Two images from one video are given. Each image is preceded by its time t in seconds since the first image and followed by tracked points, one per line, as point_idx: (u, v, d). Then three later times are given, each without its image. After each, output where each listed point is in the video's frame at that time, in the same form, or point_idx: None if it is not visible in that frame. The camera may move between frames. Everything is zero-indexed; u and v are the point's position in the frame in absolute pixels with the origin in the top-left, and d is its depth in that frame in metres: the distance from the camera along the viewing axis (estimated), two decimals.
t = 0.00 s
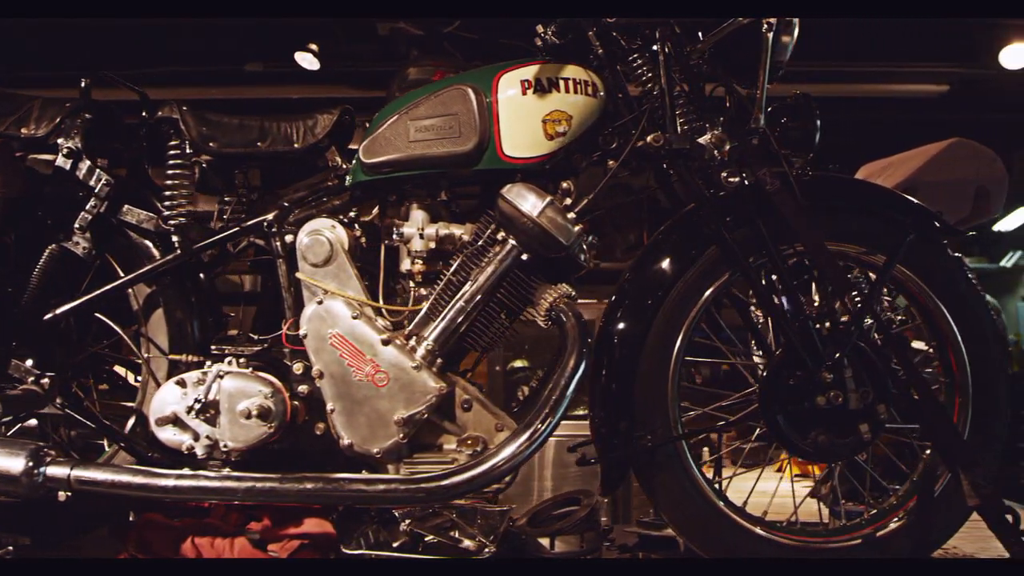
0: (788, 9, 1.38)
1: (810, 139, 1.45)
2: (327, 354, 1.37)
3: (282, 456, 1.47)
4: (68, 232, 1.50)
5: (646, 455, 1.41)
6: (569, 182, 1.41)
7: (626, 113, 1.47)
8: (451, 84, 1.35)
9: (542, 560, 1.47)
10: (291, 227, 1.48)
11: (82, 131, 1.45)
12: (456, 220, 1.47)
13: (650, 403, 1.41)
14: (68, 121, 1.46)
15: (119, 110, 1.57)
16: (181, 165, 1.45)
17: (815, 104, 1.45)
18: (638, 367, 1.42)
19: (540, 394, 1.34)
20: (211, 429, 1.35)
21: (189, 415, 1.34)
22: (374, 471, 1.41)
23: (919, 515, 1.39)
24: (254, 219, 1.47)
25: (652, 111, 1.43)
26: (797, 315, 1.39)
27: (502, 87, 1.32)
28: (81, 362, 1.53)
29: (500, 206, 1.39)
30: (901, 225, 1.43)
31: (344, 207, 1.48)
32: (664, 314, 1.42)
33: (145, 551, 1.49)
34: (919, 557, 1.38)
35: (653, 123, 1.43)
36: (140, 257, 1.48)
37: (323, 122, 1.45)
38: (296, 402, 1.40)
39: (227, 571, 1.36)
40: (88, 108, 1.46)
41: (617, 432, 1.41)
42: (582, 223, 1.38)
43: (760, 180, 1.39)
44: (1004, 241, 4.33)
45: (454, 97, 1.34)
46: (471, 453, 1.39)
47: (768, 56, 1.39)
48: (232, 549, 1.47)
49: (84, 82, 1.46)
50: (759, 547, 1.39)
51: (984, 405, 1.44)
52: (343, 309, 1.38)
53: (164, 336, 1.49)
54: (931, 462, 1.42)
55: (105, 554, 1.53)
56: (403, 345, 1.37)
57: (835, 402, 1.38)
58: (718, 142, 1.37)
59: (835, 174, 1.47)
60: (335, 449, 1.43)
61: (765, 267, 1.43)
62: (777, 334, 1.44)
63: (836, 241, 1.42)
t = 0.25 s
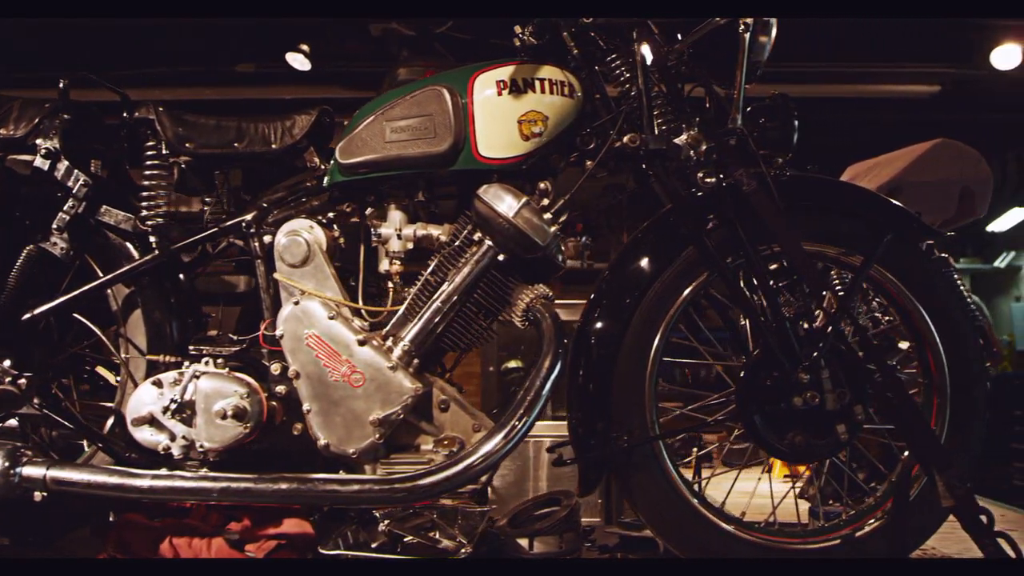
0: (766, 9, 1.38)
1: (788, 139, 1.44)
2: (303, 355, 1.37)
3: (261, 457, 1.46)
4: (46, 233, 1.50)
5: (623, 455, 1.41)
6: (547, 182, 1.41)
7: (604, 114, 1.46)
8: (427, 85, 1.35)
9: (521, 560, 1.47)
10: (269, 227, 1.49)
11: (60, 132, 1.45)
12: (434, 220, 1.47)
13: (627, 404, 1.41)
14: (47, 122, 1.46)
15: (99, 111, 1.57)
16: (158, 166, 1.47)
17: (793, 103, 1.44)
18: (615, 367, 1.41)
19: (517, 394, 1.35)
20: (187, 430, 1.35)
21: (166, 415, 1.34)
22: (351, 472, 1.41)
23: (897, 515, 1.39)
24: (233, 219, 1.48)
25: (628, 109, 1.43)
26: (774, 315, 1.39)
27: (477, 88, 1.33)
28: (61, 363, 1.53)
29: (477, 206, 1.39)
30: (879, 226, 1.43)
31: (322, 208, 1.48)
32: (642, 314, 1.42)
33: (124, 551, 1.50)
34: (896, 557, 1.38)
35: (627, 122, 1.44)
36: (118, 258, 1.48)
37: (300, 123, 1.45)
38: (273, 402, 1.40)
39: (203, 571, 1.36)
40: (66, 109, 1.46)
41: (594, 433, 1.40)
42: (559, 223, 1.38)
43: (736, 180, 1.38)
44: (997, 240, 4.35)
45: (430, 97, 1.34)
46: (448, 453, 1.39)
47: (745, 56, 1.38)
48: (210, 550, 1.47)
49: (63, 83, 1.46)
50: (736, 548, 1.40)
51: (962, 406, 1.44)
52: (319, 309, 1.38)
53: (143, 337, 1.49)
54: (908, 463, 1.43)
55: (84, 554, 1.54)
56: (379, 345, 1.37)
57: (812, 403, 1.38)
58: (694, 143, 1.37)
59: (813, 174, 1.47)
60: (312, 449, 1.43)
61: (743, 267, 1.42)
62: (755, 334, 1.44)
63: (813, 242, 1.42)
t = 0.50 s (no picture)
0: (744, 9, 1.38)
1: (766, 139, 1.44)
2: (279, 355, 1.37)
3: (238, 457, 1.47)
4: (24, 233, 1.51)
5: (600, 456, 1.41)
6: (524, 182, 1.42)
7: (582, 114, 1.46)
8: (403, 85, 1.35)
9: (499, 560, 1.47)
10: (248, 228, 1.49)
11: (39, 132, 1.45)
12: (412, 221, 1.48)
13: (604, 404, 1.41)
14: (25, 123, 1.46)
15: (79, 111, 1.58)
16: (134, 166, 1.47)
17: (771, 103, 1.44)
18: (593, 367, 1.41)
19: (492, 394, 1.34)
20: (163, 430, 1.35)
21: (142, 415, 1.35)
22: (328, 472, 1.41)
23: (876, 516, 1.38)
24: (211, 220, 1.48)
25: (605, 109, 1.43)
26: (750, 316, 1.38)
27: (453, 89, 1.33)
28: (40, 363, 1.54)
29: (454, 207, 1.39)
30: (857, 225, 1.43)
31: (301, 208, 1.49)
32: (619, 315, 1.42)
33: (103, 551, 1.52)
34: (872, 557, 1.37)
35: (603, 122, 1.44)
36: (97, 258, 1.49)
37: (278, 123, 1.45)
38: (251, 402, 1.40)
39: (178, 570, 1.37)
40: (44, 109, 1.47)
41: (571, 433, 1.40)
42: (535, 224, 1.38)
43: (712, 180, 1.38)
44: (992, 241, 4.39)
45: (406, 98, 1.34)
46: (425, 453, 1.39)
47: (722, 55, 1.38)
48: (186, 550, 1.48)
49: (40, 83, 1.46)
50: (714, 548, 1.39)
51: (940, 406, 1.44)
52: (296, 310, 1.38)
53: (122, 338, 1.48)
54: (887, 465, 1.41)
55: (64, 554, 1.54)
56: (355, 345, 1.37)
57: (789, 404, 1.37)
58: (670, 143, 1.37)
59: (791, 175, 1.47)
60: (289, 449, 1.43)
61: (720, 267, 1.42)
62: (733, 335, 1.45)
63: (791, 241, 1.42)
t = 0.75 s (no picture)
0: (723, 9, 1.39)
1: (744, 139, 1.44)
2: (256, 355, 1.37)
3: (216, 457, 1.47)
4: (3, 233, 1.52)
5: (577, 456, 1.40)
6: (502, 182, 1.42)
7: (561, 114, 1.46)
8: (379, 86, 1.35)
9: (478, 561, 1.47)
10: (227, 228, 1.49)
11: (18, 133, 1.48)
12: (391, 221, 1.48)
13: (582, 404, 1.40)
14: (5, 123, 1.48)
15: (60, 111, 1.59)
16: (111, 166, 1.47)
17: (749, 103, 1.44)
18: (570, 367, 1.41)
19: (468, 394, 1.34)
20: (140, 429, 1.36)
21: (118, 415, 1.35)
22: (305, 472, 1.41)
23: (853, 517, 1.38)
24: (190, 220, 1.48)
25: (583, 108, 1.42)
26: (728, 316, 1.38)
27: (429, 90, 1.33)
28: (20, 363, 1.54)
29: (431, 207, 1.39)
30: (834, 226, 1.43)
31: (279, 209, 1.49)
32: (597, 315, 1.42)
33: (81, 550, 1.52)
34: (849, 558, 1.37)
35: (581, 123, 1.44)
36: (75, 258, 1.49)
37: (257, 123, 1.45)
38: (228, 402, 1.41)
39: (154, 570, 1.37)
40: (23, 110, 1.50)
41: (549, 433, 1.40)
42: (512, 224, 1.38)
43: (688, 180, 1.38)
44: (987, 241, 4.43)
45: (381, 99, 1.34)
46: (402, 453, 1.39)
47: (699, 55, 1.38)
48: (164, 550, 1.48)
49: (20, 84, 1.47)
50: (690, 548, 1.39)
51: (918, 409, 1.44)
52: (272, 310, 1.38)
53: (101, 338, 1.48)
54: (863, 469, 1.42)
55: (43, 554, 1.54)
56: (332, 345, 1.37)
57: (766, 404, 1.36)
58: (647, 143, 1.37)
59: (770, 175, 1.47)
60: (267, 450, 1.43)
61: (698, 268, 1.42)
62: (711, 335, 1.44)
63: (769, 242, 1.41)
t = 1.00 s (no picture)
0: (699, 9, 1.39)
1: (721, 139, 1.44)
2: (231, 355, 1.37)
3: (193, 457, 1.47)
4: None
5: (552, 456, 1.40)
6: (478, 182, 1.42)
7: (538, 114, 1.46)
8: (353, 86, 1.35)
9: (456, 561, 1.47)
10: (205, 228, 1.49)
11: None
12: (368, 222, 1.48)
13: (557, 404, 1.40)
14: None
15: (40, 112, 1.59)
16: (87, 166, 1.47)
17: (726, 103, 1.44)
18: (546, 368, 1.41)
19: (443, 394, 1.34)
20: (115, 429, 1.36)
21: (93, 415, 1.35)
22: (281, 472, 1.41)
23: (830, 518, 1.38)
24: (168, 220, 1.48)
25: (559, 108, 1.43)
26: (704, 317, 1.38)
27: (403, 90, 1.33)
28: None
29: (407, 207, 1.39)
30: (811, 227, 1.43)
31: (257, 209, 1.49)
32: (572, 315, 1.42)
33: (58, 549, 1.52)
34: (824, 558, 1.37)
35: (557, 123, 1.44)
36: (53, 258, 1.50)
37: (234, 124, 1.45)
38: (205, 403, 1.41)
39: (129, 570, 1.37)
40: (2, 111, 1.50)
41: (524, 433, 1.39)
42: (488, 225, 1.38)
43: (664, 180, 1.38)
44: (981, 241, 4.46)
45: (356, 99, 1.34)
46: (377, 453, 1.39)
47: (675, 55, 1.38)
48: (139, 549, 1.47)
49: None
50: (664, 548, 1.39)
51: (896, 410, 1.44)
52: (248, 310, 1.38)
53: (79, 337, 1.50)
54: (839, 471, 1.42)
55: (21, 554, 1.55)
56: (307, 345, 1.37)
57: (741, 405, 1.36)
58: (621, 143, 1.37)
59: (747, 175, 1.47)
60: (243, 450, 1.43)
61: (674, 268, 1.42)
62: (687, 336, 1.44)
63: (745, 242, 1.41)
